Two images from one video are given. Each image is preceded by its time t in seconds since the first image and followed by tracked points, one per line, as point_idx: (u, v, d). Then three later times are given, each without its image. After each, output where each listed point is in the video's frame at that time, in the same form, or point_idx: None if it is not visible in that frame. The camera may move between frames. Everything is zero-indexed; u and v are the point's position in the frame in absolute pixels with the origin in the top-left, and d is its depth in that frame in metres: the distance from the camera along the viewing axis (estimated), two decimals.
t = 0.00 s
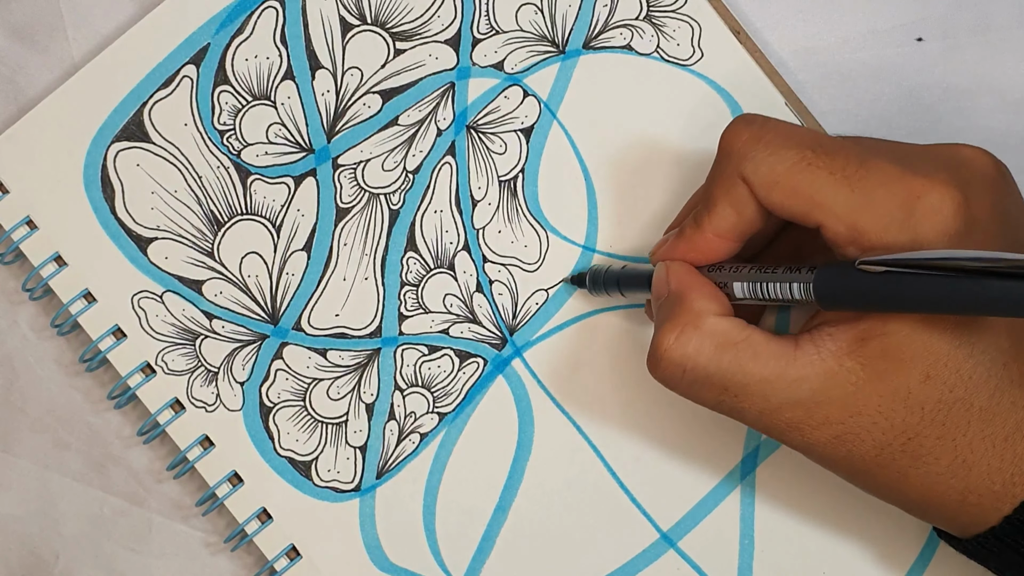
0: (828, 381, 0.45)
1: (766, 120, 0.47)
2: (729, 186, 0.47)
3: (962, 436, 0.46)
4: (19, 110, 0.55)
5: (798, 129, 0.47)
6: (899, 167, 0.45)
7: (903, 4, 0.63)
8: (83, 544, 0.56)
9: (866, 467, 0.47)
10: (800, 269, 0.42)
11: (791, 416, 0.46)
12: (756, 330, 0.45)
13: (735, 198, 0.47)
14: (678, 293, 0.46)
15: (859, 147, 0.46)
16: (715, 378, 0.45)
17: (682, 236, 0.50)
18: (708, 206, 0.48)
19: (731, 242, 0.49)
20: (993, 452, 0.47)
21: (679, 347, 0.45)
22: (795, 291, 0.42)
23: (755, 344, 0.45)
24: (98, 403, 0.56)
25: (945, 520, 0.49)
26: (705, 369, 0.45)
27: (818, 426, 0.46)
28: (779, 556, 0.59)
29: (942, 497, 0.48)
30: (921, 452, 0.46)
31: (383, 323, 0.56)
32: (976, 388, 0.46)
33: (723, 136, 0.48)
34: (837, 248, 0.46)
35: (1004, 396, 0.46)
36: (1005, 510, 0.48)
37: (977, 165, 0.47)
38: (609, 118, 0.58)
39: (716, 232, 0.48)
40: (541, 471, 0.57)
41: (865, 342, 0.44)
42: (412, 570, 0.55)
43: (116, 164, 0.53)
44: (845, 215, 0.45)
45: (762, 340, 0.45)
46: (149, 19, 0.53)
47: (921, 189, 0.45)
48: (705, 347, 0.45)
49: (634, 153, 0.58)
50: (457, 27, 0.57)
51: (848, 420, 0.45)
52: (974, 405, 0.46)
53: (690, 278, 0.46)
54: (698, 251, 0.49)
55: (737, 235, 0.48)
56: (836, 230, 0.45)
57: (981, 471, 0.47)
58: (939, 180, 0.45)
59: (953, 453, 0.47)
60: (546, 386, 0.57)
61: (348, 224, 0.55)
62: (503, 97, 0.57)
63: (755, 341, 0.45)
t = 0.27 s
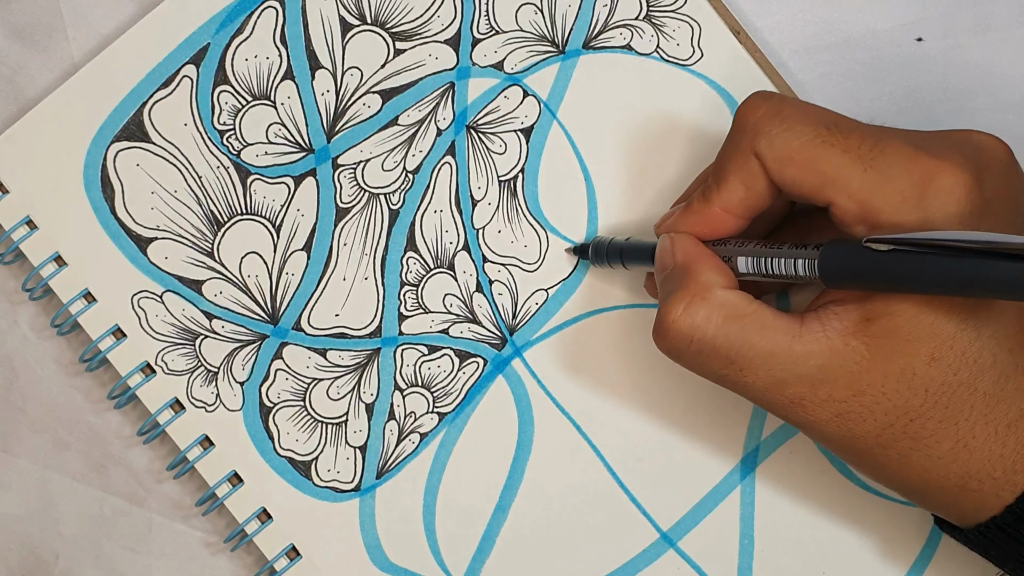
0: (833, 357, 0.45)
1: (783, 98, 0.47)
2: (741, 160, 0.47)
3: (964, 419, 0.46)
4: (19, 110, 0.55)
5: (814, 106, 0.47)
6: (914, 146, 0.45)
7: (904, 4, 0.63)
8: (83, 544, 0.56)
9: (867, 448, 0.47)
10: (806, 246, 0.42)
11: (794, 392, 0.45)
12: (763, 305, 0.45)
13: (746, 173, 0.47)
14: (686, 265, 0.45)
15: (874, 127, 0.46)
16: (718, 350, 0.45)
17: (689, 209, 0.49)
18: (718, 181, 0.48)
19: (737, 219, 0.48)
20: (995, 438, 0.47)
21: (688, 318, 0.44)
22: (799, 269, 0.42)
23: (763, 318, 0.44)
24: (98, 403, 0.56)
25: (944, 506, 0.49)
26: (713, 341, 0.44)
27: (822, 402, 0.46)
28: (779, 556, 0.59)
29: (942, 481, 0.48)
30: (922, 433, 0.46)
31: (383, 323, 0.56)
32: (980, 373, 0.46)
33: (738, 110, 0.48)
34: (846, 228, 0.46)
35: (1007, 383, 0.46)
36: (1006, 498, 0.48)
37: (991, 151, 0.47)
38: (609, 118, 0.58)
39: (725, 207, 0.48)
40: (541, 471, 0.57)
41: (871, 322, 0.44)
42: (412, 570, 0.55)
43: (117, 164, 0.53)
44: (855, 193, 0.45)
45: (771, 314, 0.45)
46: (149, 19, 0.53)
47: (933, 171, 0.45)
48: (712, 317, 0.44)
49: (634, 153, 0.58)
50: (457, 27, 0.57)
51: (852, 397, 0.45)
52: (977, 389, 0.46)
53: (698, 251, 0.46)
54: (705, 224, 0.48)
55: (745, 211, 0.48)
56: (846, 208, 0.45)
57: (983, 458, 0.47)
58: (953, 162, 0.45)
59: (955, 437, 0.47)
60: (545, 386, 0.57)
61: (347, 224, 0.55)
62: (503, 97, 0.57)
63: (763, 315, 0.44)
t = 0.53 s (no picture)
0: (800, 412, 0.45)
1: (715, 164, 0.45)
2: (680, 234, 0.45)
3: (938, 457, 0.46)
4: (19, 110, 0.55)
5: (747, 168, 0.46)
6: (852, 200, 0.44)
7: (904, 4, 0.63)
8: (83, 544, 0.56)
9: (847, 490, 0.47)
10: (754, 310, 0.43)
11: (768, 447, 0.46)
12: (725, 365, 0.45)
13: (687, 244, 0.46)
14: (641, 339, 0.47)
15: (808, 184, 0.45)
16: (691, 418, 0.46)
17: (634, 275, 0.49)
18: (659, 251, 0.47)
19: (682, 284, 0.47)
20: (970, 469, 0.47)
21: (654, 395, 0.46)
22: (749, 331, 0.43)
23: (727, 380, 0.45)
24: (98, 403, 0.56)
25: (929, 533, 0.49)
26: (682, 414, 0.46)
27: (795, 454, 0.46)
28: (779, 556, 0.59)
29: (923, 514, 0.48)
30: (898, 475, 0.46)
31: (383, 323, 0.56)
32: (947, 413, 0.45)
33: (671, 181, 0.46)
34: (794, 286, 0.44)
35: (977, 415, 0.46)
36: (987, 523, 0.48)
37: (929, 190, 0.46)
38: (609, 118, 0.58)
39: (669, 274, 0.47)
40: (541, 472, 0.57)
41: (832, 376, 0.44)
42: (412, 570, 0.55)
43: (116, 165, 0.53)
44: (800, 256, 0.43)
45: (733, 375, 0.45)
46: (149, 19, 0.53)
47: (874, 226, 0.43)
48: (678, 391, 0.45)
49: (633, 153, 0.58)
50: (457, 27, 0.57)
51: (825, 448, 0.46)
52: (946, 428, 0.45)
53: (649, 321, 0.47)
54: (649, 291, 0.48)
55: (688, 276, 0.47)
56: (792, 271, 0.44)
57: (960, 488, 0.47)
58: (891, 213, 0.44)
59: (931, 473, 0.47)
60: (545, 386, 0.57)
61: (348, 224, 0.55)
62: (503, 98, 0.57)
63: (726, 376, 0.45)
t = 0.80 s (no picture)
0: (813, 406, 0.44)
1: (728, 151, 0.46)
2: (695, 221, 0.45)
3: (947, 452, 0.46)
4: (19, 110, 0.55)
5: (763, 155, 0.46)
6: (866, 190, 0.44)
7: (904, 4, 0.63)
8: (83, 544, 0.56)
9: (855, 489, 0.47)
10: (769, 298, 0.43)
11: (778, 443, 0.45)
12: (737, 358, 0.45)
13: (702, 233, 0.45)
14: (654, 326, 0.46)
15: (824, 174, 0.45)
16: (701, 410, 0.45)
17: (648, 262, 0.48)
18: (675, 237, 0.47)
19: (696, 271, 0.48)
20: (979, 466, 0.47)
21: (665, 381, 0.45)
22: (765, 320, 0.43)
23: (738, 372, 0.45)
24: (98, 403, 0.56)
25: (936, 529, 0.50)
26: (692, 403, 0.45)
27: (806, 451, 0.45)
28: (779, 555, 0.59)
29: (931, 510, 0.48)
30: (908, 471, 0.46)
31: (383, 323, 0.56)
32: (958, 409, 0.45)
33: (687, 168, 0.46)
34: (808, 275, 0.45)
35: (986, 413, 0.46)
36: (994, 518, 0.48)
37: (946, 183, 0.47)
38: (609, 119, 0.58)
39: (683, 262, 0.47)
40: (541, 472, 0.57)
41: (846, 368, 0.44)
42: (411, 570, 0.55)
43: (116, 164, 0.53)
44: (817, 245, 0.43)
45: (745, 368, 0.45)
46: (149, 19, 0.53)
47: (890, 216, 0.43)
48: (690, 380, 0.45)
49: (634, 153, 0.58)
50: (457, 27, 0.57)
51: (837, 443, 0.45)
52: (957, 423, 0.46)
53: (662, 308, 0.46)
54: (663, 280, 0.48)
55: (703, 264, 0.47)
56: (807, 259, 0.44)
57: (968, 485, 0.47)
58: (908, 204, 0.44)
59: (940, 469, 0.47)
60: (546, 386, 0.57)
61: (347, 224, 0.55)
62: (502, 97, 0.57)
63: (738, 369, 0.45)
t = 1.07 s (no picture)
0: (842, 357, 0.45)
1: (788, 98, 0.47)
2: (746, 159, 0.47)
3: (972, 417, 0.46)
4: (19, 110, 0.55)
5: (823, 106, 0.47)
6: (920, 145, 0.46)
7: (904, 4, 0.63)
8: (83, 544, 0.56)
9: (874, 450, 0.47)
10: (813, 246, 0.42)
11: (800, 393, 0.45)
12: (767, 307, 0.45)
13: (751, 172, 0.47)
14: (688, 266, 0.45)
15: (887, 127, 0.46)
16: (726, 350, 0.44)
17: (693, 211, 0.49)
18: (722, 181, 0.48)
19: (743, 219, 0.48)
20: (1002, 436, 0.47)
21: (694, 317, 0.44)
22: (807, 267, 0.42)
23: (769, 321, 0.44)
24: (98, 403, 0.56)
25: (951, 508, 0.49)
26: (719, 341, 0.44)
27: (830, 403, 0.45)
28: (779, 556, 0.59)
29: (948, 481, 0.47)
30: (929, 432, 0.46)
31: (383, 323, 0.56)
32: (987, 368, 0.46)
33: (743, 108, 0.48)
34: (852, 224, 0.46)
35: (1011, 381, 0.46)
36: (1014, 492, 0.47)
37: (992, 146, 0.47)
38: (609, 119, 0.58)
39: (731, 207, 0.48)
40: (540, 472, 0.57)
41: (879, 320, 0.45)
42: (412, 570, 0.55)
43: (116, 165, 0.53)
44: (862, 190, 0.45)
45: (776, 316, 0.44)
46: (148, 19, 0.53)
47: (940, 166, 0.45)
48: (719, 318, 0.44)
49: (634, 153, 0.58)
50: (456, 27, 0.57)
51: (860, 399, 0.45)
52: (985, 386, 0.46)
53: (701, 251, 0.46)
54: (708, 225, 0.49)
55: (750, 211, 0.48)
56: (854, 205, 0.46)
57: (988, 456, 0.47)
58: (959, 157, 0.46)
59: (963, 435, 0.46)
60: (546, 386, 0.57)
61: (347, 224, 0.55)
62: (502, 97, 0.57)
63: (768, 317, 0.44)
